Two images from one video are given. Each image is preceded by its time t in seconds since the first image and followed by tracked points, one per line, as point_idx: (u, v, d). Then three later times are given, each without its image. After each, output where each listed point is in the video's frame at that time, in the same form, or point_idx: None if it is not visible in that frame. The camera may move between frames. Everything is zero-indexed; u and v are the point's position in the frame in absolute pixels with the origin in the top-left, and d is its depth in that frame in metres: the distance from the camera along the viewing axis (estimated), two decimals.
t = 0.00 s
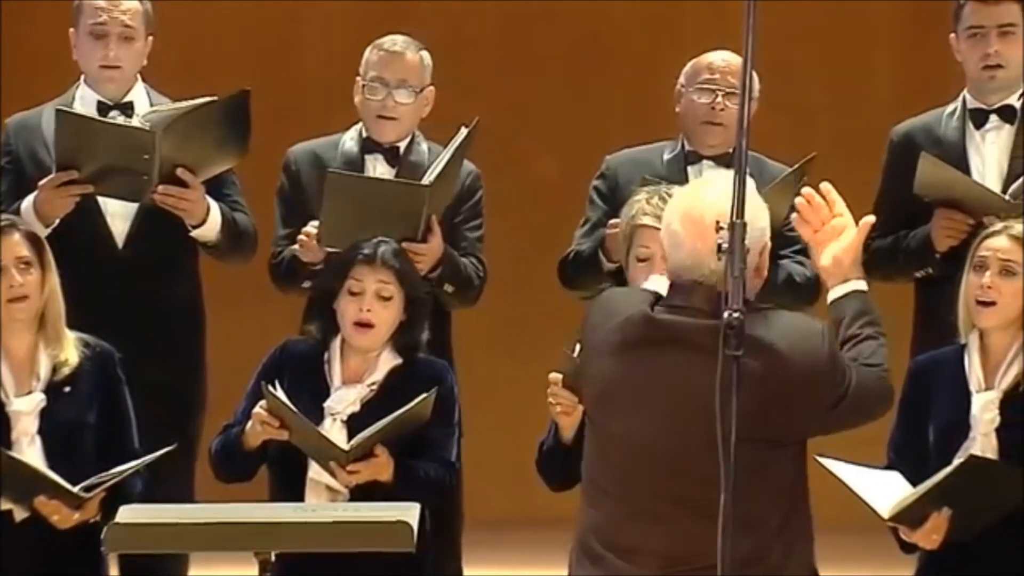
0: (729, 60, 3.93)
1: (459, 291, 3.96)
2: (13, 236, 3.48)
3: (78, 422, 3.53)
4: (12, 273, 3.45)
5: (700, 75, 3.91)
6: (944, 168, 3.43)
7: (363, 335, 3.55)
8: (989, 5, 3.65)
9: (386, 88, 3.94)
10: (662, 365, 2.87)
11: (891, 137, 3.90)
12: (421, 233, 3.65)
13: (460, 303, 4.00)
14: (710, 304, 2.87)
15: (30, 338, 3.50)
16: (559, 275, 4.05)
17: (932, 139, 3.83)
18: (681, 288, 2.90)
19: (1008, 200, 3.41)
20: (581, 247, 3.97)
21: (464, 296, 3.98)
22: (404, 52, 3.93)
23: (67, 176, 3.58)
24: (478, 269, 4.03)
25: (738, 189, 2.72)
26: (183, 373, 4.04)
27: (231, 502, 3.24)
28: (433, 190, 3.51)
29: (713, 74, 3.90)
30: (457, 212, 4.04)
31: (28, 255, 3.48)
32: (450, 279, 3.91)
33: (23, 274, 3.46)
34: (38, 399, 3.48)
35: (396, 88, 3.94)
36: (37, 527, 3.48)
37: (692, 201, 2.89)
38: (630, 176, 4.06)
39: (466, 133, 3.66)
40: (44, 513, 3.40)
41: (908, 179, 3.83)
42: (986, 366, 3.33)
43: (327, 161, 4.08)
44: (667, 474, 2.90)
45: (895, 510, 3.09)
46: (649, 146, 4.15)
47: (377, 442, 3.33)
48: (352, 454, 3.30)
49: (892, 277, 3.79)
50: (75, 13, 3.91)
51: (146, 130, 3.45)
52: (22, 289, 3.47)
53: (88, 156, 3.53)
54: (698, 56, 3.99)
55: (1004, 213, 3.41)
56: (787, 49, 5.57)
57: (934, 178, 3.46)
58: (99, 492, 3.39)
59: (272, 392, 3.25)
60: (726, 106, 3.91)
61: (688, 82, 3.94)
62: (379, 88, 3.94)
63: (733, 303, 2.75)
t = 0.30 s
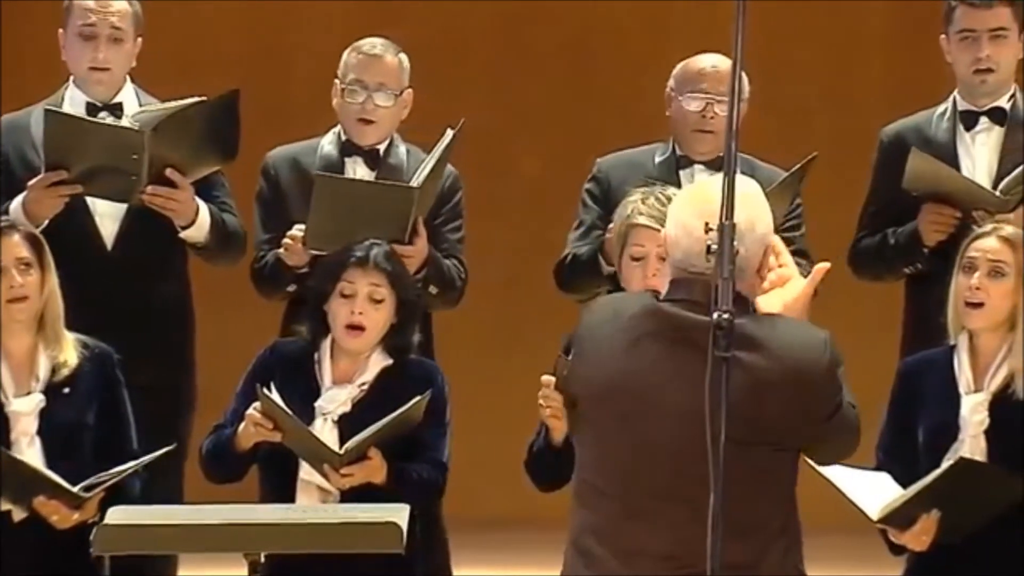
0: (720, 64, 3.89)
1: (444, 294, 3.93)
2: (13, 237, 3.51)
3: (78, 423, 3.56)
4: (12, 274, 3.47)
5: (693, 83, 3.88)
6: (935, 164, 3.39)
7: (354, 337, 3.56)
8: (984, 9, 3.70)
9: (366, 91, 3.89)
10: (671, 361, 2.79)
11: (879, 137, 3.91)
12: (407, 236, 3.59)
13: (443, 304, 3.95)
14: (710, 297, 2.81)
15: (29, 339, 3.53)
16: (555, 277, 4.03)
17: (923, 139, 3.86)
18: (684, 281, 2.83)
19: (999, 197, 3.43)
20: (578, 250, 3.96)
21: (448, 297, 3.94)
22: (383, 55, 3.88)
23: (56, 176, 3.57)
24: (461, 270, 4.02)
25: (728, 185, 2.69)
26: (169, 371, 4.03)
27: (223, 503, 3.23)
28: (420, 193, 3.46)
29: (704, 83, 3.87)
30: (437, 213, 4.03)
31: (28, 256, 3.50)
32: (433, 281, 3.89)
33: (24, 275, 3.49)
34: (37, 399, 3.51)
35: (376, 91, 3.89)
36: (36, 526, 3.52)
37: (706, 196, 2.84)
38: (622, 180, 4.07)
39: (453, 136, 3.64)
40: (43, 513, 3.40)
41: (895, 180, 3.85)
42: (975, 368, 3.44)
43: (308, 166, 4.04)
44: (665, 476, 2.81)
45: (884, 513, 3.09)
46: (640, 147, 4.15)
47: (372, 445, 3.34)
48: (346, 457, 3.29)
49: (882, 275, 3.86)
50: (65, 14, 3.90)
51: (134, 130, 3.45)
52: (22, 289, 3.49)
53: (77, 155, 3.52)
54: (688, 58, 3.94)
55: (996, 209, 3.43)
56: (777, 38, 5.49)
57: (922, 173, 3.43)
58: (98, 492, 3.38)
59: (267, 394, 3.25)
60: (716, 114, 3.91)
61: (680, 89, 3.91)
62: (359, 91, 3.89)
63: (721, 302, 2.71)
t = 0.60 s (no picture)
0: (711, 73, 3.89)
1: (439, 291, 3.90)
2: (13, 238, 3.51)
3: (76, 426, 3.56)
4: (11, 276, 3.48)
5: (681, 94, 3.88)
6: (929, 164, 3.41)
7: (345, 340, 3.55)
8: (977, 12, 3.73)
9: (360, 92, 3.87)
10: (657, 361, 2.69)
11: (873, 139, 3.94)
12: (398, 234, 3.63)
13: (441, 303, 3.93)
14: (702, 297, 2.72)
15: (29, 341, 3.54)
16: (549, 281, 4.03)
17: (916, 143, 3.89)
18: (673, 282, 2.74)
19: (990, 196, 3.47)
20: (574, 255, 3.96)
21: (446, 296, 3.92)
22: (377, 55, 3.87)
23: (47, 179, 3.57)
24: (458, 269, 3.99)
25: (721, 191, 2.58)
26: (163, 373, 4.03)
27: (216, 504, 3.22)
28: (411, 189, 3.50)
29: (695, 94, 3.88)
30: (434, 214, 4.04)
31: (28, 258, 3.51)
32: (427, 280, 3.87)
33: (23, 277, 3.49)
34: (36, 401, 3.52)
35: (369, 92, 3.87)
36: (32, 526, 3.56)
37: (693, 196, 2.75)
38: (614, 183, 4.07)
39: (442, 133, 3.61)
40: (40, 514, 3.40)
41: (888, 185, 3.89)
42: (968, 370, 3.47)
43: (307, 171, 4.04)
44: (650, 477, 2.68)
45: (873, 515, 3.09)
46: (629, 153, 4.15)
47: (364, 445, 3.33)
48: (337, 458, 3.29)
49: (872, 274, 3.82)
50: (56, 15, 3.90)
51: (122, 131, 3.45)
52: (21, 292, 3.49)
53: (67, 157, 3.52)
54: (675, 64, 3.95)
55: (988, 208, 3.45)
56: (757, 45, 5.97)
57: (917, 175, 3.44)
58: (95, 494, 3.34)
59: (258, 394, 3.25)
60: (707, 126, 3.90)
61: (670, 99, 3.90)
62: (353, 92, 3.88)
63: (711, 303, 2.58)
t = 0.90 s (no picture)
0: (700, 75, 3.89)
1: (439, 295, 3.89)
2: (10, 242, 3.48)
3: (70, 429, 3.56)
4: (6, 280, 3.44)
5: (670, 96, 3.89)
6: (920, 161, 3.46)
7: (336, 342, 3.56)
8: (970, 23, 3.72)
9: (361, 96, 3.87)
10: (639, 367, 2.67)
11: (862, 141, 3.98)
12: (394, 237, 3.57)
13: (441, 305, 3.92)
14: (672, 301, 2.69)
15: (24, 345, 3.53)
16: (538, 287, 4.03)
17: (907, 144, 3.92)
18: (638, 288, 2.70)
19: (981, 189, 3.50)
20: (562, 258, 3.97)
21: (446, 298, 3.91)
22: (377, 59, 3.87)
23: (37, 183, 3.56)
24: (460, 271, 3.99)
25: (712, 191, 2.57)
26: (155, 378, 4.03)
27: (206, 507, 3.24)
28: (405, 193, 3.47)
29: (683, 96, 3.88)
30: (436, 216, 4.03)
31: (23, 262, 3.47)
32: (427, 282, 3.85)
33: (18, 281, 3.46)
34: (29, 406, 3.51)
35: (370, 95, 3.87)
36: (26, 531, 3.54)
37: (655, 200, 2.71)
38: (602, 187, 4.08)
39: (437, 135, 3.60)
40: (31, 518, 3.40)
41: (878, 184, 3.91)
42: (959, 373, 3.48)
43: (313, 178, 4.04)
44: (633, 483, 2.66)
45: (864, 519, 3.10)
46: (621, 156, 4.16)
47: (354, 448, 3.34)
48: (329, 460, 3.28)
49: (861, 271, 3.84)
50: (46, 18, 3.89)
51: (113, 136, 3.45)
52: (15, 295, 3.46)
53: (59, 161, 3.52)
54: (665, 69, 3.95)
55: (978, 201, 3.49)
56: (748, 48, 5.93)
57: (906, 169, 3.48)
58: (85, 499, 3.37)
59: (248, 397, 3.26)
60: (697, 129, 3.89)
61: (660, 103, 3.91)
62: (354, 96, 3.88)
63: (702, 308, 2.56)
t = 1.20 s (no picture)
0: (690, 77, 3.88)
1: (440, 299, 3.91)
2: None
3: (59, 433, 3.56)
4: None
5: (659, 99, 3.90)
6: (910, 145, 3.45)
7: (328, 345, 3.56)
8: (961, 39, 3.74)
9: (362, 99, 3.89)
10: (609, 373, 2.82)
11: (853, 144, 3.96)
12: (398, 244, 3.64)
13: (442, 310, 3.94)
14: (632, 307, 2.86)
15: (14, 349, 3.52)
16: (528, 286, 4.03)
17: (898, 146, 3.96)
18: (599, 295, 2.88)
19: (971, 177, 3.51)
20: (549, 261, 3.96)
21: (447, 303, 3.93)
22: (380, 63, 3.89)
23: (28, 186, 3.54)
24: (458, 276, 3.99)
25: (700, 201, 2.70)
26: (146, 381, 4.03)
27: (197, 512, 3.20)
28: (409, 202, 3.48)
29: (674, 99, 3.88)
30: (435, 220, 4.03)
31: (12, 264, 3.51)
32: (427, 287, 3.87)
33: (7, 283, 3.49)
34: (18, 408, 3.51)
35: (371, 98, 3.89)
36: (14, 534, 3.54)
37: (612, 210, 2.90)
38: (593, 189, 4.08)
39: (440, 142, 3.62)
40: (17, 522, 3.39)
41: (871, 186, 3.91)
42: (951, 378, 3.50)
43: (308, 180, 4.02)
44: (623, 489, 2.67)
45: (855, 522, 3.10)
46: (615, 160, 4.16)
47: (345, 451, 3.34)
48: (319, 463, 3.30)
49: (851, 269, 3.88)
50: (37, 21, 3.89)
51: (106, 138, 3.45)
52: (6, 297, 3.49)
53: (50, 163, 3.51)
54: (655, 72, 3.95)
55: (968, 188, 3.52)
56: (749, 48, 5.88)
57: (894, 158, 3.50)
58: (70, 502, 3.38)
59: (240, 399, 3.26)
60: (687, 131, 3.90)
61: (651, 106, 3.92)
62: (355, 99, 3.89)
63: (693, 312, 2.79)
